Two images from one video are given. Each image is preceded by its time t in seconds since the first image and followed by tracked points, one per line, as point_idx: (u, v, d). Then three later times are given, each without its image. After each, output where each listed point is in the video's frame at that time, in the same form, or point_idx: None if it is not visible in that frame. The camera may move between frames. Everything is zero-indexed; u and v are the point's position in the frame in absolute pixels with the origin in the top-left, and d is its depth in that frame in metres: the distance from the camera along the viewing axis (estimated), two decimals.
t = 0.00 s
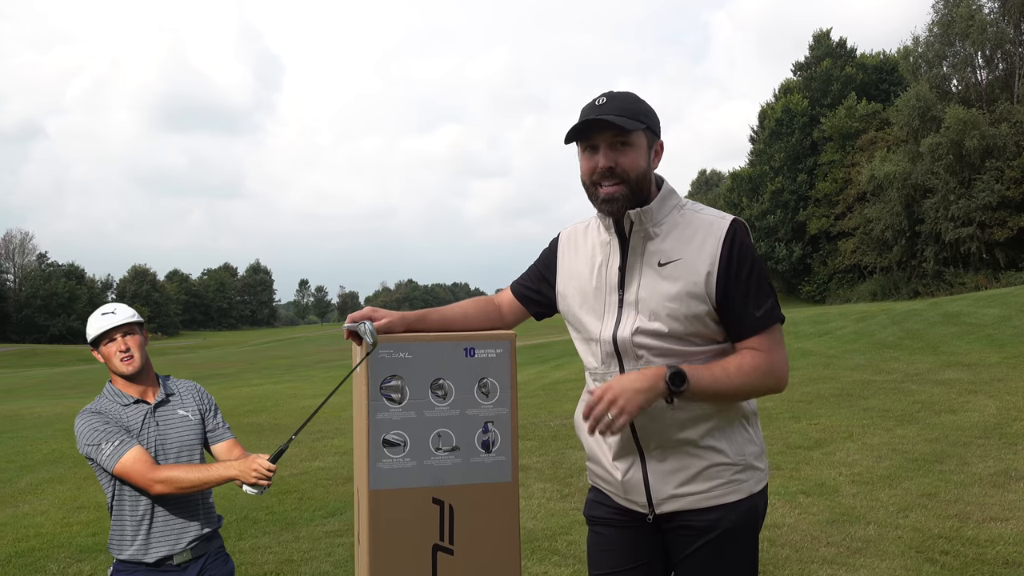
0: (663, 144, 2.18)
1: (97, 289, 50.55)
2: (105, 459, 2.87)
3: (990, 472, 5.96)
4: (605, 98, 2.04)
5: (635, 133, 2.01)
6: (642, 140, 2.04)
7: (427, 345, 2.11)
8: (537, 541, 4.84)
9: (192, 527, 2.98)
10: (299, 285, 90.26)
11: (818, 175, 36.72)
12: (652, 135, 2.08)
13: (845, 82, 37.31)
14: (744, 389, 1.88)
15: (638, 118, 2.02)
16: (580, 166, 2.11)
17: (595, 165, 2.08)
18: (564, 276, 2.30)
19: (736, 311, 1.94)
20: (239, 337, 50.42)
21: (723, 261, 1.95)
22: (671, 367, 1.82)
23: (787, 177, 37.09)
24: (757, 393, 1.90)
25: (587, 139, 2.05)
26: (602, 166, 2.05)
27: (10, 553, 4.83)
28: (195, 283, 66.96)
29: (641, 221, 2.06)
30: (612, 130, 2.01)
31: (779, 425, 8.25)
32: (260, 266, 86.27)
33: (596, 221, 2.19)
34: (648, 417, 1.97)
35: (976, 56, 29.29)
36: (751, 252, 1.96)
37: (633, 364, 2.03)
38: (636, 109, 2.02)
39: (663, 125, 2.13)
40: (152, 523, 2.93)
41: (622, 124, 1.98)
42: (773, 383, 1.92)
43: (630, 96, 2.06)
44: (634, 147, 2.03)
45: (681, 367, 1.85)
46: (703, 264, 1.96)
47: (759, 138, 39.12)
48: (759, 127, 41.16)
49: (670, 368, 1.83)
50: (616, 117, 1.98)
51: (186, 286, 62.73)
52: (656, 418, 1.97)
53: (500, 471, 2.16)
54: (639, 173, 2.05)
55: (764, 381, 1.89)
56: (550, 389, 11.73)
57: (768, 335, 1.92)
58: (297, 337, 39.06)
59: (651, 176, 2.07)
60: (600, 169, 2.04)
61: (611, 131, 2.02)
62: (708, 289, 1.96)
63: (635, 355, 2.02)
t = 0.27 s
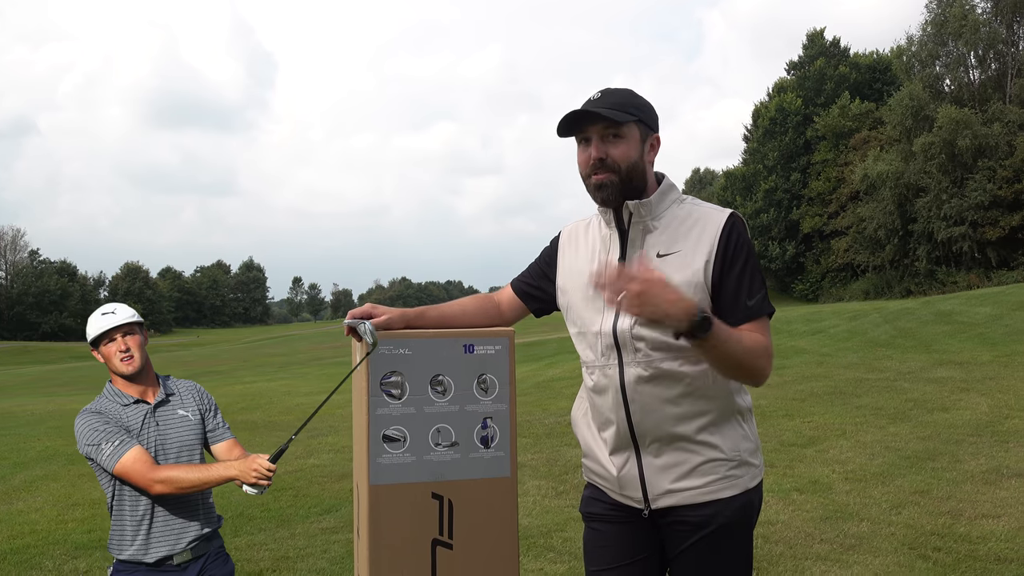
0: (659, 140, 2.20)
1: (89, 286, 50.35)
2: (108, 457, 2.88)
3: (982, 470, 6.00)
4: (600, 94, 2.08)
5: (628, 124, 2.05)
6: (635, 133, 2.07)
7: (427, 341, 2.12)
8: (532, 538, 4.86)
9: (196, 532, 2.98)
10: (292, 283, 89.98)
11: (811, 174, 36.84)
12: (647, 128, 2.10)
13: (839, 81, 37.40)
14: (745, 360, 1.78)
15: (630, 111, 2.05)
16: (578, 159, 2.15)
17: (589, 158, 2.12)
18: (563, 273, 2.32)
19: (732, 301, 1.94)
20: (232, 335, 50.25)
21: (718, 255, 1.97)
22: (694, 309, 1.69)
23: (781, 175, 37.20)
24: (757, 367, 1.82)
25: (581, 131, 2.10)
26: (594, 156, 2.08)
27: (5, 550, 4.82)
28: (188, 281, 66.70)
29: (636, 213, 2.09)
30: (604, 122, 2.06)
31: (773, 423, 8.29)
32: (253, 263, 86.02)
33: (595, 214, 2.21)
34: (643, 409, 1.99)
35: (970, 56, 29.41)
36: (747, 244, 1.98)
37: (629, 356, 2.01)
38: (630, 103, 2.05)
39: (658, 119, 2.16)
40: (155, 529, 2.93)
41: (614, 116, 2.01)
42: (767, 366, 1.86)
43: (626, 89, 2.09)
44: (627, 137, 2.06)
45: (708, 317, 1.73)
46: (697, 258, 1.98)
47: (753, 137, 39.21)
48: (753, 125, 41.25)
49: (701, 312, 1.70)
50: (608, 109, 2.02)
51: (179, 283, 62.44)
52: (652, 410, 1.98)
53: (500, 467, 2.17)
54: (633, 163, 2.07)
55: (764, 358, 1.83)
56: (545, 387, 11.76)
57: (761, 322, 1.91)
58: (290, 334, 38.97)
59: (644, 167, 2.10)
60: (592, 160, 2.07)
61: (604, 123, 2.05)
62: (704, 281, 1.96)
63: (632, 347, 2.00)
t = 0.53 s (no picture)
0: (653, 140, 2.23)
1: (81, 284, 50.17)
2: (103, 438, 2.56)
3: (973, 466, 6.05)
4: (598, 93, 2.09)
5: (627, 124, 2.07)
6: (633, 133, 2.09)
7: (424, 336, 2.12)
8: (526, 534, 4.87)
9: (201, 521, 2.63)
10: (285, 280, 89.74)
11: (804, 172, 36.97)
12: (643, 128, 2.12)
13: (831, 79, 37.52)
14: (756, 372, 1.90)
15: (628, 111, 2.06)
16: (575, 158, 2.16)
17: (587, 157, 2.13)
18: (558, 270, 2.33)
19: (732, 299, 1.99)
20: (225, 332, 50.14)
21: (715, 254, 2.00)
22: (738, 345, 1.83)
23: (773, 173, 37.34)
24: (763, 370, 1.91)
25: (579, 131, 2.10)
26: (595, 155, 2.09)
27: None
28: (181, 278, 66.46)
29: (634, 212, 2.10)
30: (604, 122, 2.07)
31: (765, 420, 8.33)
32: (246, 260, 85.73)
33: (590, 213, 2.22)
34: (639, 404, 2.01)
35: (961, 55, 29.56)
36: (743, 244, 2.01)
37: (626, 353, 2.02)
38: (628, 103, 2.07)
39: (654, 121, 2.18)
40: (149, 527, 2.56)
41: (614, 116, 2.03)
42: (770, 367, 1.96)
43: (625, 91, 2.11)
44: (626, 138, 2.08)
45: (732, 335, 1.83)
46: (695, 257, 2.00)
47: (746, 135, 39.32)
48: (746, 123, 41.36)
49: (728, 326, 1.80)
50: (608, 109, 2.03)
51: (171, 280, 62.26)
52: (649, 404, 2.00)
53: (496, 461, 2.18)
54: (631, 163, 2.09)
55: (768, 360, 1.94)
56: (539, 384, 11.78)
57: (762, 322, 1.99)
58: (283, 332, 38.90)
59: (642, 169, 2.12)
60: (592, 159, 2.08)
61: (602, 123, 2.07)
62: (703, 279, 1.99)
63: (628, 344, 2.02)
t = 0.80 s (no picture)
0: (650, 141, 2.24)
1: (75, 281, 50.01)
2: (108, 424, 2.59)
3: (966, 466, 6.09)
4: (595, 97, 2.09)
5: (625, 129, 2.08)
6: (630, 136, 2.11)
7: (419, 336, 2.13)
8: (521, 532, 4.89)
9: (200, 522, 2.44)
10: (280, 278, 89.56)
11: (799, 173, 37.07)
12: (640, 130, 2.13)
13: (827, 80, 37.64)
14: (748, 372, 1.91)
15: (626, 115, 2.08)
16: (572, 160, 2.17)
17: (585, 160, 2.15)
18: (553, 270, 2.35)
19: (727, 299, 2.01)
20: (219, 330, 50.03)
21: (711, 255, 2.02)
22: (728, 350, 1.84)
23: (768, 174, 37.44)
24: (754, 371, 1.94)
25: (578, 134, 2.11)
26: (593, 159, 2.11)
27: None
28: (175, 276, 66.28)
29: (631, 213, 2.12)
30: (602, 127, 2.08)
31: (759, 420, 8.36)
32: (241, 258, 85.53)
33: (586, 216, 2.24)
34: (634, 403, 2.02)
35: (956, 57, 29.70)
36: (737, 245, 2.03)
37: (621, 352, 2.04)
38: (625, 106, 2.08)
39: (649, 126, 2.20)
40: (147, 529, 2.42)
41: (613, 121, 2.04)
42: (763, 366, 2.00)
43: (623, 95, 2.11)
44: (623, 143, 2.10)
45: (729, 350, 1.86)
46: (691, 257, 2.02)
47: (742, 135, 39.40)
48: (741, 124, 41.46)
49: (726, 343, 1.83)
50: (606, 113, 2.04)
51: (165, 279, 62.09)
52: (644, 403, 2.02)
53: (490, 458, 2.19)
54: (629, 166, 2.11)
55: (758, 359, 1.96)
56: (534, 383, 11.80)
57: (754, 323, 2.02)
58: (278, 330, 38.84)
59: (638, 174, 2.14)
60: (590, 163, 2.10)
61: (600, 127, 2.08)
62: (697, 279, 2.01)
63: (624, 343, 2.03)
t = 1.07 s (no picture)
0: (645, 141, 2.26)
1: (71, 279, 49.86)
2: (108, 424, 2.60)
3: (959, 465, 6.13)
4: (590, 98, 2.12)
5: (619, 129, 2.10)
6: (625, 135, 2.13)
7: (417, 333, 2.14)
8: (517, 530, 4.91)
9: (200, 522, 2.45)
10: (276, 277, 89.43)
11: (795, 173, 37.14)
12: (634, 130, 2.15)
13: (823, 80, 37.72)
14: (738, 369, 1.92)
15: (621, 115, 2.10)
16: (568, 160, 2.20)
17: (581, 160, 2.17)
18: (550, 268, 2.37)
19: (720, 296, 2.03)
20: (215, 329, 49.92)
21: (704, 251, 2.03)
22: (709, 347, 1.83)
23: (765, 174, 37.52)
24: (746, 369, 1.95)
25: (574, 133, 2.13)
26: (588, 158, 2.13)
27: None
28: (171, 274, 66.09)
29: (626, 211, 2.14)
30: (597, 126, 2.10)
31: (754, 419, 8.40)
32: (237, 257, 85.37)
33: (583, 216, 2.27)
34: (628, 399, 2.04)
35: (952, 58, 29.81)
36: (731, 242, 2.05)
37: (616, 348, 2.06)
38: (620, 106, 2.10)
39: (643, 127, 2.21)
40: (147, 529, 2.43)
41: (607, 120, 2.06)
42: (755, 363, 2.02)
43: (618, 97, 2.13)
44: (618, 143, 2.12)
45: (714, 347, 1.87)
46: (684, 255, 2.04)
47: (738, 135, 39.47)
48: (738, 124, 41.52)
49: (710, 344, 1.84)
50: (600, 113, 2.06)
51: (161, 277, 61.96)
52: (637, 400, 2.04)
53: (487, 455, 2.21)
54: (624, 166, 2.13)
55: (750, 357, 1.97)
56: (530, 382, 11.82)
57: (748, 320, 2.04)
58: (275, 328, 38.78)
59: (633, 172, 2.16)
60: (586, 162, 2.12)
61: (595, 127, 2.11)
62: (691, 276, 2.02)
63: (619, 339, 2.05)
